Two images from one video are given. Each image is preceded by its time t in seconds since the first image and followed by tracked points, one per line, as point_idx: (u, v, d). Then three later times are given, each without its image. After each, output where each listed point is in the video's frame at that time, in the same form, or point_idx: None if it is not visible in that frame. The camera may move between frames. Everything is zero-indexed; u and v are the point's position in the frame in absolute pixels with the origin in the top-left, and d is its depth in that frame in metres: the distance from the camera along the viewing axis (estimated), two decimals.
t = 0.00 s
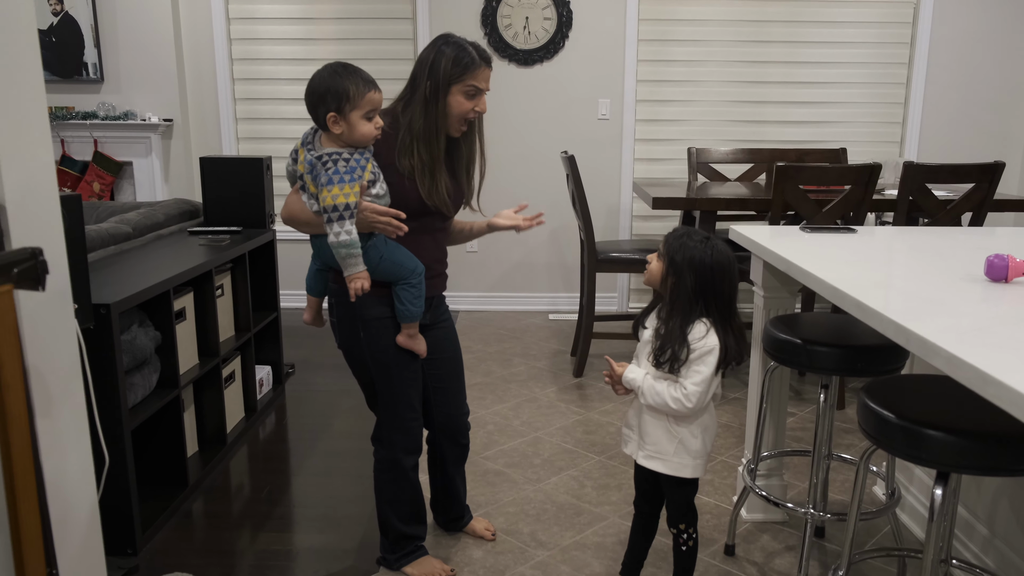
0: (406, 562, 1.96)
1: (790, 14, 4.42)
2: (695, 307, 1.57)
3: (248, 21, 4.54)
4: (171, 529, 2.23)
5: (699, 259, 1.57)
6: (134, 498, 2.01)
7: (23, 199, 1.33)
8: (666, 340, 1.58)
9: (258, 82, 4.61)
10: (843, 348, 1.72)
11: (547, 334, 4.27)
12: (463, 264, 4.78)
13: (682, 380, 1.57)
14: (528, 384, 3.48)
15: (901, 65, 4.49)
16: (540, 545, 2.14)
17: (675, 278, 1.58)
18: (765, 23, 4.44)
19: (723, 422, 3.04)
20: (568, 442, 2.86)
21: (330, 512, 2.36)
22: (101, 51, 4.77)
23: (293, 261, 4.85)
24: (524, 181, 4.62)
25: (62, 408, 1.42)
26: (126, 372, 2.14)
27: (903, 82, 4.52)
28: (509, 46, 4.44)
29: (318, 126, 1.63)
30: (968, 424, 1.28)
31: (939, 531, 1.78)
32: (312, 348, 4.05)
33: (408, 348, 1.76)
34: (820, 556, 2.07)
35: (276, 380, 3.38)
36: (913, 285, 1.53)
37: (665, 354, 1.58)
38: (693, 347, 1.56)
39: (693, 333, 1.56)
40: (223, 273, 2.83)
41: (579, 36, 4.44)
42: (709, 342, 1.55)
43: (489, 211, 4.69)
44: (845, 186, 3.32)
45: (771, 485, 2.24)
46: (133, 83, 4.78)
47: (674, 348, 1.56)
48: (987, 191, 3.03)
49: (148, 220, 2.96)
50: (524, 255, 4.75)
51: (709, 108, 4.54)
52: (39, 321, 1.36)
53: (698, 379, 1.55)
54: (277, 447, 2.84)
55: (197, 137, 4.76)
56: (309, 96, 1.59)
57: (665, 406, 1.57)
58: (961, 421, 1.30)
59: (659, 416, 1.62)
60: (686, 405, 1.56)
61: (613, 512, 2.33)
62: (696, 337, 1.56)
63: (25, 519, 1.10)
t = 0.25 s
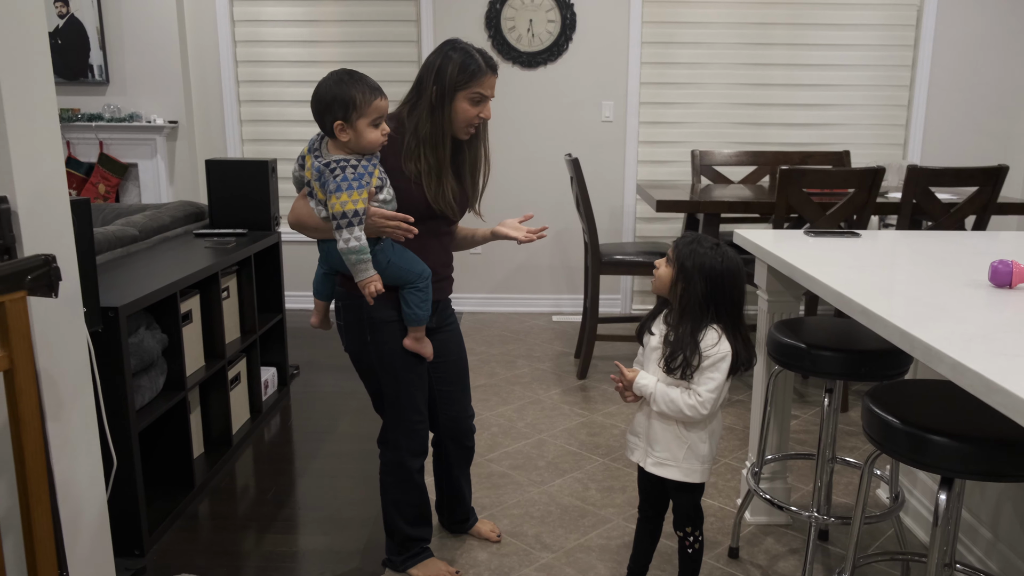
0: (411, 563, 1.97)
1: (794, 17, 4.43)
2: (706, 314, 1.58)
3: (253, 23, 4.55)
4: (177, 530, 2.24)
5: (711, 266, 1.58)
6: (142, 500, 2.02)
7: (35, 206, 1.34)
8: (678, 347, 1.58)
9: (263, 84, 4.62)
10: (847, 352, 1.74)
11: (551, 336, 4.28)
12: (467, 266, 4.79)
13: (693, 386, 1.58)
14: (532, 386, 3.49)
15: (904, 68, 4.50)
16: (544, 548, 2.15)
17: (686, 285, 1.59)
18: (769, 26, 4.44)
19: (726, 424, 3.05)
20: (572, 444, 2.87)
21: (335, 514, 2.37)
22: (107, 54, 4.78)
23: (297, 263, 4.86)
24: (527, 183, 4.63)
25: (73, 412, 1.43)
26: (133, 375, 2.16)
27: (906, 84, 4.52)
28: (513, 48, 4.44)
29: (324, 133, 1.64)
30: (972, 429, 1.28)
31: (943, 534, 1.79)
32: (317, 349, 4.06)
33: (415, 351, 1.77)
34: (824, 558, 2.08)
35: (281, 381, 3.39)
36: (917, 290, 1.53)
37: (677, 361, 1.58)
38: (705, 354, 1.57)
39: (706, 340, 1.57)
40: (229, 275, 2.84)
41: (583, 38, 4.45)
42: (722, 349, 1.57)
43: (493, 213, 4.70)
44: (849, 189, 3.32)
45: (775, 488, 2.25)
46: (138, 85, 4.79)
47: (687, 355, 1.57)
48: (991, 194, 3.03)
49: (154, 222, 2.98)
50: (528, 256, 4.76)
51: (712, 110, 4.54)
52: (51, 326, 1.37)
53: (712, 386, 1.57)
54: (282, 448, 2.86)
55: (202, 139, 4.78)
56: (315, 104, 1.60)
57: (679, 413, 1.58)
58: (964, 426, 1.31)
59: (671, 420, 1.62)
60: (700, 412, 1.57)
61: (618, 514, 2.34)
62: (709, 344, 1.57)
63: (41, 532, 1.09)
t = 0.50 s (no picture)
0: (416, 563, 1.98)
1: (798, 16, 4.43)
2: (714, 316, 1.58)
3: (257, 24, 4.56)
4: (183, 529, 2.25)
5: (718, 267, 1.58)
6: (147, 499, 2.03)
7: (42, 206, 1.35)
8: (686, 348, 1.58)
9: (267, 85, 4.63)
10: (851, 352, 1.73)
11: (554, 336, 4.28)
12: (470, 266, 4.79)
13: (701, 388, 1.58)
14: (536, 386, 3.49)
15: (909, 67, 4.49)
16: (548, 547, 2.15)
17: (693, 287, 1.59)
18: (773, 25, 4.44)
19: (730, 424, 3.04)
20: (576, 444, 2.87)
21: (340, 513, 2.37)
22: (112, 54, 4.80)
23: (301, 263, 4.87)
24: (531, 182, 4.63)
25: (79, 411, 1.44)
26: (139, 374, 2.17)
27: (910, 84, 4.51)
28: (517, 48, 4.45)
29: (330, 133, 1.65)
30: (977, 429, 1.28)
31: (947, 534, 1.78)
32: (321, 349, 4.07)
33: (420, 350, 1.77)
34: (828, 558, 2.08)
35: (286, 380, 3.40)
36: (922, 290, 1.53)
37: (685, 362, 1.58)
38: (712, 356, 1.57)
39: (713, 342, 1.57)
40: (234, 275, 2.85)
41: (586, 38, 4.45)
42: (728, 351, 1.57)
43: (497, 212, 4.70)
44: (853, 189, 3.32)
45: (779, 487, 2.24)
46: (143, 85, 4.81)
47: (695, 356, 1.57)
48: (995, 193, 3.03)
49: (159, 222, 2.99)
50: (532, 256, 4.76)
51: (716, 110, 4.54)
52: (58, 327, 1.39)
53: (719, 388, 1.57)
54: (287, 448, 2.86)
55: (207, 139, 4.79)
56: (320, 104, 1.60)
57: (686, 414, 1.57)
58: (969, 425, 1.31)
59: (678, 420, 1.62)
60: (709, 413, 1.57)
61: (621, 513, 2.34)
62: (716, 346, 1.57)
63: (47, 530, 1.09)
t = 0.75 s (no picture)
0: (415, 562, 1.98)
1: (797, 16, 4.43)
2: (723, 318, 1.59)
3: (257, 24, 4.56)
4: (182, 529, 2.25)
5: (729, 269, 1.59)
6: (147, 499, 2.03)
7: (39, 206, 1.35)
8: (695, 349, 1.57)
9: (267, 85, 4.63)
10: (851, 351, 1.73)
11: (554, 335, 4.28)
12: (470, 266, 4.79)
13: (702, 389, 1.58)
14: (535, 385, 3.49)
15: (908, 67, 4.49)
16: (547, 547, 2.15)
17: (707, 289, 1.59)
18: (772, 25, 4.44)
19: (730, 424, 3.05)
20: (575, 443, 2.87)
21: (340, 513, 2.37)
22: (111, 54, 4.80)
23: (301, 263, 4.87)
24: (531, 182, 4.63)
25: (77, 411, 1.45)
26: (138, 374, 2.17)
27: (910, 83, 4.51)
28: (516, 48, 4.45)
29: (330, 133, 1.65)
30: (975, 428, 1.28)
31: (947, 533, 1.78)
32: (320, 349, 4.07)
33: (419, 350, 1.77)
34: (828, 557, 2.08)
35: (285, 380, 3.40)
36: (921, 289, 1.53)
37: (692, 362, 1.58)
38: (718, 357, 1.57)
39: (721, 343, 1.57)
40: (233, 275, 2.85)
41: (586, 38, 4.45)
42: (732, 354, 1.58)
43: (497, 212, 4.70)
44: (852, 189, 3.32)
45: (779, 486, 2.24)
46: (142, 86, 4.81)
47: (701, 357, 1.57)
48: (995, 192, 3.03)
49: (158, 223, 2.99)
50: (531, 256, 4.76)
51: (716, 109, 4.54)
52: (57, 327, 1.39)
53: (721, 389, 1.57)
54: (286, 448, 2.86)
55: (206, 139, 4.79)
56: (320, 105, 1.60)
57: (684, 413, 1.58)
58: (968, 424, 1.31)
59: (679, 420, 1.61)
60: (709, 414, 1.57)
61: (621, 513, 2.34)
62: (722, 347, 1.57)
63: (46, 533, 1.08)
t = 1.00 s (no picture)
0: (417, 554, 1.97)
1: (812, 9, 4.38)
2: (616, 287, 1.70)
3: (269, 19, 4.57)
4: (188, 519, 2.26)
5: (626, 244, 1.69)
6: (152, 487, 2.04)
7: (35, 194, 1.36)
8: (584, 313, 1.70)
9: (279, 80, 4.64)
10: (858, 343, 1.70)
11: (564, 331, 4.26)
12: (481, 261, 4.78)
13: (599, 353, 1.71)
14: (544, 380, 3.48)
15: (925, 61, 4.43)
16: (552, 540, 2.14)
17: (602, 259, 1.68)
18: (787, 19, 4.40)
19: (739, 420, 3.02)
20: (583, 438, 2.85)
21: (345, 505, 2.38)
22: (126, 50, 4.83)
23: (313, 258, 4.88)
24: (542, 177, 4.62)
25: (76, 398, 1.45)
26: (144, 364, 2.18)
27: (927, 78, 4.45)
28: (528, 43, 4.43)
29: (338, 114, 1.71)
30: (982, 420, 1.26)
31: (956, 530, 1.75)
32: (331, 343, 4.08)
33: (420, 338, 1.75)
34: (835, 553, 2.05)
35: (295, 374, 3.41)
36: (929, 279, 1.50)
37: (585, 325, 1.69)
38: (612, 322, 1.69)
39: (613, 309, 1.69)
40: (241, 267, 2.85)
41: (598, 32, 4.42)
42: (629, 320, 1.71)
43: (508, 207, 4.69)
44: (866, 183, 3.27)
45: (786, 482, 2.22)
46: (156, 81, 4.84)
47: (594, 321, 1.68)
48: (1012, 186, 2.97)
49: (169, 215, 3.00)
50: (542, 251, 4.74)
51: (729, 104, 4.50)
52: (55, 314, 1.40)
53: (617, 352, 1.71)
54: (294, 440, 2.87)
55: (220, 134, 4.82)
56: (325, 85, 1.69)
57: (593, 372, 1.66)
58: (974, 416, 1.28)
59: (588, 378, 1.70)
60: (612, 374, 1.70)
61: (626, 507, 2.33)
62: (614, 314, 1.69)
63: (38, 514, 1.08)
